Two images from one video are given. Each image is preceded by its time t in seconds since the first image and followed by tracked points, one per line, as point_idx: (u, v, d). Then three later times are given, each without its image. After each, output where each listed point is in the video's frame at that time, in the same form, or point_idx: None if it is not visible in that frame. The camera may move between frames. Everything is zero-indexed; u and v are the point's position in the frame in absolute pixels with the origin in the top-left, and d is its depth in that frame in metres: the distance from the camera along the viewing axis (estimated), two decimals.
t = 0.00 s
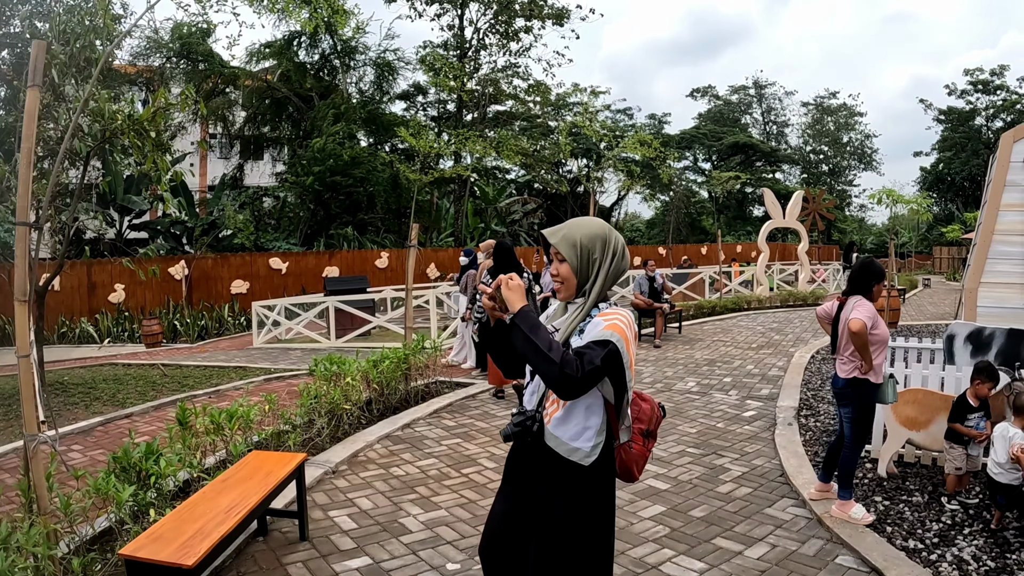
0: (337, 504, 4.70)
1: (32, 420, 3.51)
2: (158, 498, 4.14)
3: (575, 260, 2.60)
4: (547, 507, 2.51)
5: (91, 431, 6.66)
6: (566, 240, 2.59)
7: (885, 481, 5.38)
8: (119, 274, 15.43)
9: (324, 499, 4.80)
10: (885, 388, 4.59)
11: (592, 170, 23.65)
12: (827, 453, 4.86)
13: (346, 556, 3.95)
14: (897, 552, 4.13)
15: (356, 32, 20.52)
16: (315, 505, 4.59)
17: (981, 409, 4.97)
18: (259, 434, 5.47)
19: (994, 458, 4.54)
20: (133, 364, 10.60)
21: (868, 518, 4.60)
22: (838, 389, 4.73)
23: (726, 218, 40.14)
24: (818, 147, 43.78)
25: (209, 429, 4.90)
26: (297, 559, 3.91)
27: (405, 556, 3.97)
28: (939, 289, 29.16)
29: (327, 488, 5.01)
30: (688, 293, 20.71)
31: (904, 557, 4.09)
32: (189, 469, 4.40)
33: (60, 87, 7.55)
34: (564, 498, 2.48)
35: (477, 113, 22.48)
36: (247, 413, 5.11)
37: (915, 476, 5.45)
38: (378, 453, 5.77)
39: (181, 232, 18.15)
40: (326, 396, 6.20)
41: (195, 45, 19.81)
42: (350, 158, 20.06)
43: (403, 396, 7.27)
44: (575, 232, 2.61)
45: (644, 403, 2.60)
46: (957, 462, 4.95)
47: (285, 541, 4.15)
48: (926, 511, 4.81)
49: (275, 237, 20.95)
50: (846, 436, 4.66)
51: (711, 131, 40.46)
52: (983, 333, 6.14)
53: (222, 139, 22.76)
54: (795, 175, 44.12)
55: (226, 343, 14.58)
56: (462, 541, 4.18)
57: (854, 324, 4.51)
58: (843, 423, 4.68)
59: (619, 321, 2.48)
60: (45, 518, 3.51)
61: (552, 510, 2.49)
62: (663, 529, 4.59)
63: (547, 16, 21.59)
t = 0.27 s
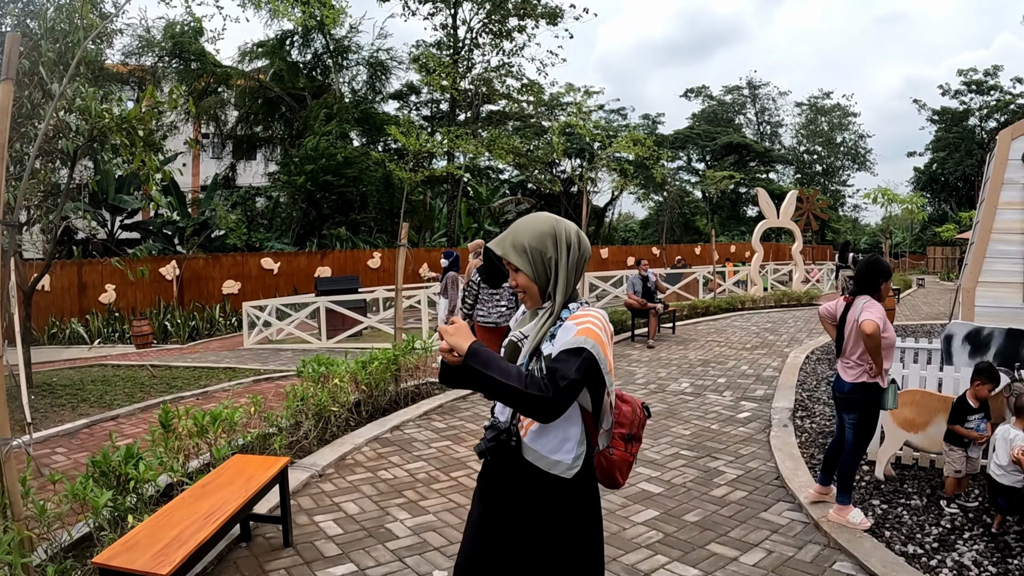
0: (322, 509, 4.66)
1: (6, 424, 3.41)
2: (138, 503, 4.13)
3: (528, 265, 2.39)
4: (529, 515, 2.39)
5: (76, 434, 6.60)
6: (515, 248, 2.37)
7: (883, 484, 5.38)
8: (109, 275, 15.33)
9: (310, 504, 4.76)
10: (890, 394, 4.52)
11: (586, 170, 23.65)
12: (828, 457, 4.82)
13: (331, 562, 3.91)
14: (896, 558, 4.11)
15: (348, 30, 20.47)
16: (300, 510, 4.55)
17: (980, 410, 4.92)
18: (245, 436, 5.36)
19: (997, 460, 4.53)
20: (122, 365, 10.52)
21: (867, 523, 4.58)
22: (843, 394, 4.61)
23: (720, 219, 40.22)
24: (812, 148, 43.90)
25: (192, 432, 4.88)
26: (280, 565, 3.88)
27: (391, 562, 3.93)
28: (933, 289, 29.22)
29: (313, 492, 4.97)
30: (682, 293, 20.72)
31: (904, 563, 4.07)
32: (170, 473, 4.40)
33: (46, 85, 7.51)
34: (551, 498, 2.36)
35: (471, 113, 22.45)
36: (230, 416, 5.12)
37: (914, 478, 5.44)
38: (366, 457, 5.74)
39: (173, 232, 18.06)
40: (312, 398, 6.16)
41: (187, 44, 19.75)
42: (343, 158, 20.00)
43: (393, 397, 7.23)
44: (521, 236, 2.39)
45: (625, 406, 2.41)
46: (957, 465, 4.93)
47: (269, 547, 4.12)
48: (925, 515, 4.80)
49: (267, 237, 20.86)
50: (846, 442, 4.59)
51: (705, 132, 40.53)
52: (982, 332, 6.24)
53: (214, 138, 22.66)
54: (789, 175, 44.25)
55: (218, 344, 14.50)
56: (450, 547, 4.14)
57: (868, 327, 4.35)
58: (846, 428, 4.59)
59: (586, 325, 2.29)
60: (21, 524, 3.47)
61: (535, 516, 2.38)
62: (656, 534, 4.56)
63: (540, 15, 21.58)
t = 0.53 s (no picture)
0: (309, 518, 4.65)
1: None
2: (115, 513, 4.10)
3: (450, 282, 2.19)
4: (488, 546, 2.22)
5: (62, 438, 6.56)
6: (431, 266, 2.17)
7: (885, 491, 5.38)
8: (101, 277, 15.27)
9: (296, 512, 4.74)
10: (894, 403, 4.46)
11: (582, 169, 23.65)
12: (830, 467, 4.77)
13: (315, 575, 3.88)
14: (900, 569, 4.11)
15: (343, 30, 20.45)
16: (285, 519, 4.53)
17: (987, 416, 4.96)
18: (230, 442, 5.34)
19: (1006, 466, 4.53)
20: (113, 367, 10.46)
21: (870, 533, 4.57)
22: (846, 402, 4.55)
23: (716, 219, 40.30)
24: (808, 148, 44.01)
25: (176, 438, 4.87)
26: None
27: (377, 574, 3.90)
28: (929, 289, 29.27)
29: (300, 500, 4.95)
30: (678, 294, 20.73)
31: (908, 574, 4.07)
32: (150, 482, 4.45)
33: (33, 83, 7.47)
34: (517, 532, 2.21)
35: (466, 112, 22.46)
36: (215, 422, 5.09)
37: (917, 485, 5.45)
38: (355, 463, 5.72)
39: (166, 233, 17.99)
40: (301, 402, 6.10)
41: (181, 44, 19.70)
42: (337, 158, 19.96)
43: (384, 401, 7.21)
44: (436, 252, 2.18)
45: (581, 420, 2.35)
46: (963, 472, 4.95)
47: (252, 558, 4.09)
48: (930, 523, 4.79)
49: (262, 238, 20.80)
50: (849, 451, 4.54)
51: (701, 132, 40.63)
52: (985, 335, 6.15)
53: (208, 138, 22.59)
54: (784, 175, 44.36)
55: (210, 345, 14.42)
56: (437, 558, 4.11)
57: (881, 342, 4.25)
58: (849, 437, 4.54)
59: (531, 342, 2.09)
60: None
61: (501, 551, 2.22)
62: (653, 545, 4.54)
63: (536, 14, 21.59)
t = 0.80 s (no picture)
0: (295, 528, 4.65)
1: None
2: (94, 524, 4.05)
3: (347, 284, 2.10)
4: None
5: (48, 444, 6.53)
6: (323, 270, 2.09)
7: (890, 498, 5.35)
8: (94, 278, 15.20)
9: (283, 522, 4.75)
10: (902, 410, 4.42)
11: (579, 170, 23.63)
12: (834, 476, 4.73)
13: None
14: None
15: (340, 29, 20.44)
16: (271, 530, 4.53)
17: (996, 422, 4.99)
18: (216, 449, 5.37)
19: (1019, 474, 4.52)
20: (105, 369, 10.42)
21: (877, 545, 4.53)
22: (855, 408, 4.52)
23: (714, 219, 40.32)
24: (806, 149, 44.06)
25: (159, 445, 4.90)
26: None
27: None
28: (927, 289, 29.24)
29: (287, 509, 4.95)
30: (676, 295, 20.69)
31: None
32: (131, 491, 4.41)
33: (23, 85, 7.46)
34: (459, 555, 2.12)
35: (463, 112, 22.46)
36: (200, 429, 5.15)
37: (922, 492, 5.44)
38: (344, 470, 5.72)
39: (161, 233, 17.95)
40: (291, 408, 6.10)
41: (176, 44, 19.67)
42: (333, 158, 19.90)
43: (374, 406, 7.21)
44: (327, 253, 2.10)
45: (514, 432, 2.37)
46: (971, 480, 4.92)
47: (237, 569, 4.09)
48: (938, 533, 4.77)
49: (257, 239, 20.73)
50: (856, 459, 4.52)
51: (698, 132, 40.69)
52: (992, 339, 6.22)
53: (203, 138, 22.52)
54: (782, 175, 44.39)
55: (203, 347, 14.33)
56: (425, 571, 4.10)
57: (887, 346, 4.23)
58: (858, 445, 4.52)
59: (447, 340, 1.97)
60: None
61: None
62: (652, 557, 4.51)
63: (533, 14, 21.58)
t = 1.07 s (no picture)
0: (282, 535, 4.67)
1: None
2: (75, 531, 4.07)
3: (266, 288, 2.10)
4: None
5: (37, 446, 6.50)
6: (241, 272, 2.08)
7: (894, 504, 5.35)
8: (90, 278, 15.17)
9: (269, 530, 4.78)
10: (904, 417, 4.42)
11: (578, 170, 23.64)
12: (835, 482, 4.73)
13: None
14: None
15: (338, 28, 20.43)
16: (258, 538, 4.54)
17: (1003, 427, 4.98)
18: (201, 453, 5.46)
19: None
20: (99, 369, 10.39)
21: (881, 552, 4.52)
22: (857, 412, 4.49)
23: (712, 219, 40.36)
24: (805, 149, 44.12)
25: (145, 449, 5.03)
26: None
27: None
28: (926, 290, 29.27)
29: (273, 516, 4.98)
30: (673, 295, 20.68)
31: None
32: (114, 497, 4.43)
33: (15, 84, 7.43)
34: None
35: (461, 112, 22.46)
36: (186, 431, 5.28)
37: (926, 498, 5.43)
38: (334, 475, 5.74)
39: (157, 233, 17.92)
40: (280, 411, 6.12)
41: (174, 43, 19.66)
42: (329, 158, 19.87)
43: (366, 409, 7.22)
44: (245, 256, 2.10)
45: (457, 454, 2.41)
46: (977, 485, 4.91)
47: None
48: (941, 540, 4.76)
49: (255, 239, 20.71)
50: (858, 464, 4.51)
51: (697, 133, 40.72)
52: (998, 341, 6.15)
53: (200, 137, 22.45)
54: (781, 176, 44.44)
55: (199, 348, 14.28)
56: None
57: (895, 352, 4.22)
58: (859, 448, 4.51)
59: (366, 352, 1.94)
60: None
61: None
62: (650, 566, 4.49)
63: (532, 14, 21.56)
